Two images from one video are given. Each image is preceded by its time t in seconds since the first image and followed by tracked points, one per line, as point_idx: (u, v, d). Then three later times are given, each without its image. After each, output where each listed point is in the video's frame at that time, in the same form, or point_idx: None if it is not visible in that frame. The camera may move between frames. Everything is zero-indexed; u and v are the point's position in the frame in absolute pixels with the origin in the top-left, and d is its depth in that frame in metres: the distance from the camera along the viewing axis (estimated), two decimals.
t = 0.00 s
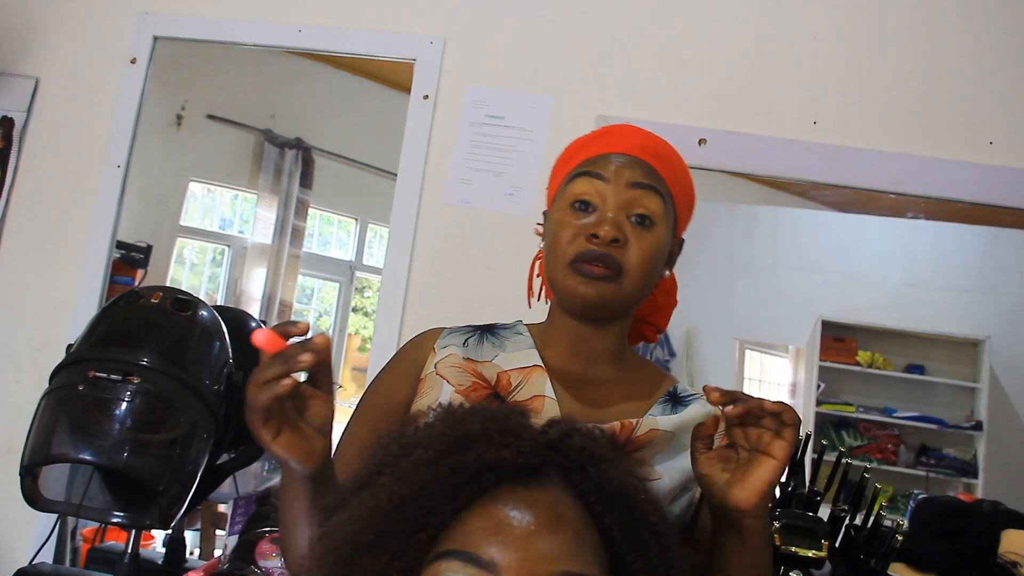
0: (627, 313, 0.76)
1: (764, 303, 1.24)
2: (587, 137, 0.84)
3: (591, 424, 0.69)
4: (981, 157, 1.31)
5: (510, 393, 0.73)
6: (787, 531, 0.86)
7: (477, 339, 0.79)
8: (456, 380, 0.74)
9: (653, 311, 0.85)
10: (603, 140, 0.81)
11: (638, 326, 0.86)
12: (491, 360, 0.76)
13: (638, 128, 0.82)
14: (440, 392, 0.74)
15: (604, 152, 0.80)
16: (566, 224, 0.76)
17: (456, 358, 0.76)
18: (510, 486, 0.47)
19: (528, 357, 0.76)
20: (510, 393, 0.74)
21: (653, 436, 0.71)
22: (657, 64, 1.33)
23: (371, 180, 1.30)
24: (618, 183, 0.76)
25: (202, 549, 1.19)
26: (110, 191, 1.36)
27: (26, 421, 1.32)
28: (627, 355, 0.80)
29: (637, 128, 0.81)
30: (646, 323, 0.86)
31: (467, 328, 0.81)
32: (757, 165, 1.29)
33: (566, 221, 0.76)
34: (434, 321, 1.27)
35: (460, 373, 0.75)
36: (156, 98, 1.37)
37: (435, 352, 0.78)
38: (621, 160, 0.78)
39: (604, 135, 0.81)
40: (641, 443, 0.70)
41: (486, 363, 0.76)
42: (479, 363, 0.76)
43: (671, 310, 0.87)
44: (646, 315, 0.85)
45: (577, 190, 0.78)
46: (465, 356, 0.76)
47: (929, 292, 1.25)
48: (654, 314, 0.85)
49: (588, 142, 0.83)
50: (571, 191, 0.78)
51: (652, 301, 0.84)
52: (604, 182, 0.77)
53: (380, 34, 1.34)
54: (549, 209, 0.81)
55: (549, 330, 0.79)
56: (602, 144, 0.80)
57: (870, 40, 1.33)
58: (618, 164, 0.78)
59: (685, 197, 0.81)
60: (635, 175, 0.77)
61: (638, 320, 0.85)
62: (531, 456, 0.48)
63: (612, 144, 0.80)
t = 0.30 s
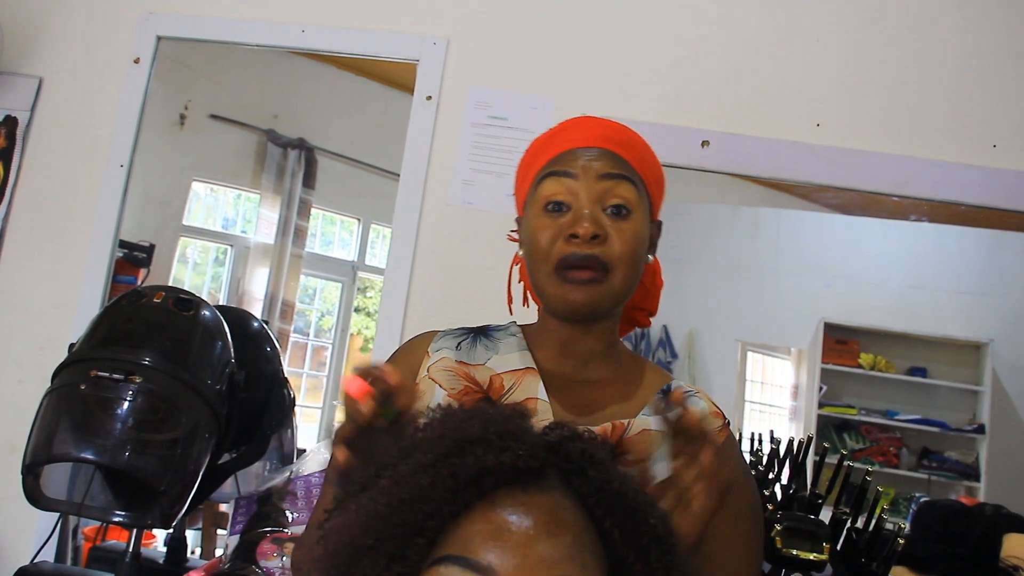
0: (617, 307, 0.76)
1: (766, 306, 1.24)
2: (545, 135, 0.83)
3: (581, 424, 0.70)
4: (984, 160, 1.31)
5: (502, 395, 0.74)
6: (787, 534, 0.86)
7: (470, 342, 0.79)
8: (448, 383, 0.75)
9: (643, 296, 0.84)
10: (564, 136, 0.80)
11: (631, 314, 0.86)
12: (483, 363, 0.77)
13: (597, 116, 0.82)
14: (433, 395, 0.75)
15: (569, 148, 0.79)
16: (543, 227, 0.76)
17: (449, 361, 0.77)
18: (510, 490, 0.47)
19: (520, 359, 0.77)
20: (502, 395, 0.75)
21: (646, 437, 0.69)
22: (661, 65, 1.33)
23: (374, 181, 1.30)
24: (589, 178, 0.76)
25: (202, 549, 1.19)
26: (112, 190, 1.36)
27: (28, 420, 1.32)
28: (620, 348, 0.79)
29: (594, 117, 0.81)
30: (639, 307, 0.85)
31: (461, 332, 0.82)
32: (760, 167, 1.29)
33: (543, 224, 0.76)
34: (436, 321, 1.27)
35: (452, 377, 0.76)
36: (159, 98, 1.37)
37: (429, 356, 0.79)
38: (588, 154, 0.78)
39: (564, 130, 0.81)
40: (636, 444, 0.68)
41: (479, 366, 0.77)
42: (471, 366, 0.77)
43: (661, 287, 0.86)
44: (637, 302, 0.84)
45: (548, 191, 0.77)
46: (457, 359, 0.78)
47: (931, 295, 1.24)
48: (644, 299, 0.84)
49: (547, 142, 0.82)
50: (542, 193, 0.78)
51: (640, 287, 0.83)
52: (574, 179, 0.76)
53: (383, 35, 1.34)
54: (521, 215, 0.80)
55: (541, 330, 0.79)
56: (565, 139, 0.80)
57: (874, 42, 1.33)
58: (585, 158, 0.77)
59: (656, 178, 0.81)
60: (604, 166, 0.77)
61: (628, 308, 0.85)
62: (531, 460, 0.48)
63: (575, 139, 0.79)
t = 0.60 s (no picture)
0: (592, 305, 0.73)
1: (769, 308, 1.24)
2: (480, 139, 0.80)
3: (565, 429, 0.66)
4: (988, 162, 1.30)
5: (485, 400, 0.70)
6: (789, 536, 0.86)
7: (450, 345, 0.75)
8: (428, 390, 0.70)
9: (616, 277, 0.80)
10: (502, 136, 0.76)
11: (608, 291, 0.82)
12: (464, 367, 0.73)
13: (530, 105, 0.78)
14: (414, 404, 0.70)
15: (509, 150, 0.76)
16: (502, 241, 0.73)
17: (430, 367, 0.72)
18: (514, 493, 0.47)
19: (501, 361, 0.73)
20: (485, 399, 0.71)
21: (627, 435, 0.67)
22: (664, 66, 1.33)
23: (377, 181, 1.30)
24: (536, 179, 0.73)
25: (204, 548, 1.19)
26: (115, 189, 1.36)
27: (30, 419, 1.32)
28: (599, 337, 0.77)
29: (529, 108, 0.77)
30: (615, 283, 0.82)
31: (440, 333, 0.78)
32: (765, 168, 1.28)
33: (501, 238, 0.73)
34: (438, 321, 1.27)
35: (433, 384, 0.71)
36: (163, 97, 1.37)
37: (410, 362, 0.74)
38: (531, 152, 0.75)
39: (500, 129, 0.77)
40: (615, 444, 0.66)
41: (460, 370, 0.72)
42: (452, 370, 0.72)
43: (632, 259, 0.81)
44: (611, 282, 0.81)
45: (498, 202, 0.74)
46: (438, 364, 0.73)
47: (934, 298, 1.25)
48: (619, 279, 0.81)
49: (484, 146, 0.78)
50: (493, 205, 0.75)
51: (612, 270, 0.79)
52: (521, 184, 0.73)
53: (386, 36, 1.34)
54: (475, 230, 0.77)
55: (516, 334, 0.76)
56: (503, 140, 0.76)
57: (878, 44, 1.33)
58: (529, 159, 0.74)
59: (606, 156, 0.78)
60: (549, 162, 0.74)
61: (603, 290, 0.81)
62: (536, 463, 0.47)
63: (513, 138, 0.76)
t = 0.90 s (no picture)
0: (576, 297, 0.73)
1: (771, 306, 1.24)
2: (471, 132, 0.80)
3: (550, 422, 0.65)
4: (991, 160, 1.30)
5: (473, 398, 0.70)
6: (792, 534, 0.86)
7: (438, 344, 0.75)
8: (414, 393, 0.70)
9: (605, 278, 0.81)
10: (492, 127, 0.77)
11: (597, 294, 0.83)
12: (452, 366, 0.73)
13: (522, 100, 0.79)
14: (400, 407, 0.70)
15: (498, 140, 0.76)
16: (485, 227, 0.73)
17: (415, 370, 0.72)
18: (513, 496, 0.47)
19: (489, 358, 0.73)
20: (472, 398, 0.71)
21: (615, 424, 0.66)
22: (665, 65, 1.32)
23: (379, 181, 1.30)
24: (522, 167, 0.73)
25: (206, 547, 1.20)
26: (117, 189, 1.36)
27: (33, 419, 1.32)
28: (587, 330, 0.77)
29: (518, 101, 0.78)
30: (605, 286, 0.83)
31: (427, 332, 0.78)
32: (767, 165, 1.28)
33: (484, 224, 0.73)
34: (440, 321, 1.27)
35: (418, 386, 0.71)
36: (164, 97, 1.37)
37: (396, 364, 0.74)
38: (519, 142, 0.75)
39: (490, 121, 0.78)
40: (604, 433, 0.66)
41: (447, 370, 0.72)
42: (439, 370, 0.72)
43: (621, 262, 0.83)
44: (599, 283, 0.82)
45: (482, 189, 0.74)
46: (424, 365, 0.73)
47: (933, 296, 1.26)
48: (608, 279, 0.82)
49: (474, 139, 0.79)
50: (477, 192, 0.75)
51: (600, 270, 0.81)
52: (507, 172, 0.73)
53: (387, 35, 1.34)
54: (460, 219, 0.77)
55: (505, 326, 0.76)
56: (493, 131, 0.77)
57: (879, 42, 1.33)
58: (517, 148, 0.74)
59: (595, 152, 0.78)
60: (536, 152, 0.74)
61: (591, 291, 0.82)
62: (534, 464, 0.48)
63: (502, 129, 0.76)
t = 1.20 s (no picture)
0: (593, 300, 0.75)
1: (773, 305, 1.24)
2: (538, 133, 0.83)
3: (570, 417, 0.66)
4: (993, 158, 1.30)
5: (491, 392, 0.71)
6: (796, 533, 0.85)
7: (458, 341, 0.76)
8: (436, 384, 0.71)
9: (632, 302, 0.83)
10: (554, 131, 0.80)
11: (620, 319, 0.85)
12: (472, 361, 0.74)
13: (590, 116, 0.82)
14: (422, 396, 0.71)
15: (555, 142, 0.79)
16: (520, 214, 0.75)
17: (437, 362, 0.74)
18: (515, 496, 0.47)
19: (510, 354, 0.74)
20: (492, 391, 0.71)
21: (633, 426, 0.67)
22: (667, 64, 1.32)
23: (380, 180, 1.30)
24: (568, 169, 0.76)
25: (209, 548, 1.20)
26: (119, 189, 1.36)
27: (35, 419, 1.32)
28: (608, 337, 0.77)
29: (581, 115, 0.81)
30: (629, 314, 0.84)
31: (450, 331, 0.79)
32: (768, 165, 1.28)
33: (520, 211, 0.76)
34: (442, 321, 1.27)
35: (440, 377, 0.72)
36: (165, 97, 1.37)
37: (418, 357, 0.75)
38: (571, 146, 0.77)
39: (555, 126, 0.81)
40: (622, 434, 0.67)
41: (467, 364, 0.73)
42: (459, 364, 0.73)
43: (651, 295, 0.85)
44: (625, 306, 0.84)
45: (527, 180, 0.77)
46: (446, 358, 0.74)
47: (935, 294, 1.24)
48: (634, 305, 0.84)
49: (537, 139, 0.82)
50: (523, 182, 0.77)
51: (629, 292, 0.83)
52: (553, 170, 0.76)
53: (389, 35, 1.34)
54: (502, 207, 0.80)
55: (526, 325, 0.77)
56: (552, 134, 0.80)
57: (881, 40, 1.33)
58: (568, 150, 0.77)
59: (644, 179, 0.80)
60: (586, 159, 0.76)
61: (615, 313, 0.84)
62: (537, 464, 0.47)
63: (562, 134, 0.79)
